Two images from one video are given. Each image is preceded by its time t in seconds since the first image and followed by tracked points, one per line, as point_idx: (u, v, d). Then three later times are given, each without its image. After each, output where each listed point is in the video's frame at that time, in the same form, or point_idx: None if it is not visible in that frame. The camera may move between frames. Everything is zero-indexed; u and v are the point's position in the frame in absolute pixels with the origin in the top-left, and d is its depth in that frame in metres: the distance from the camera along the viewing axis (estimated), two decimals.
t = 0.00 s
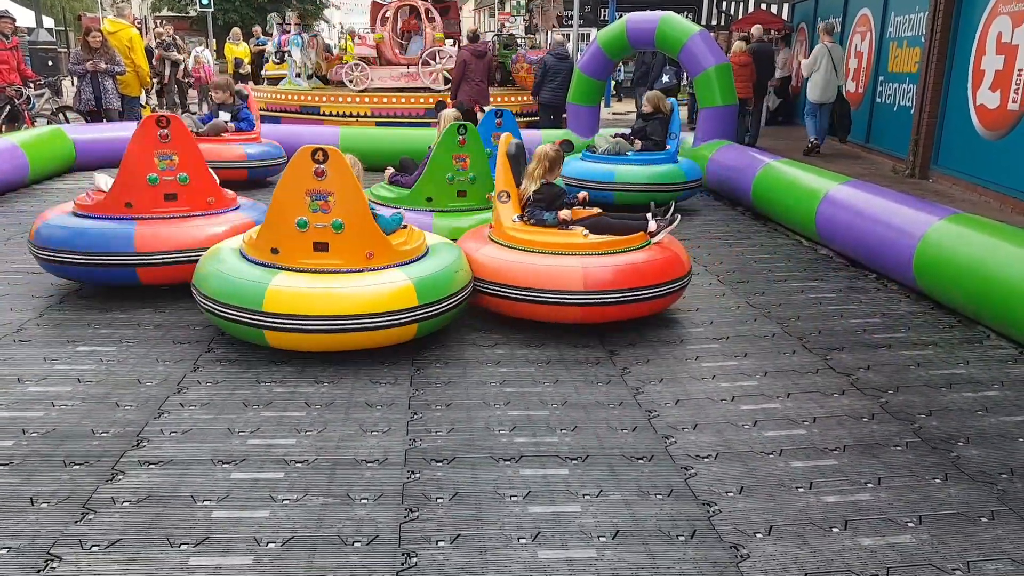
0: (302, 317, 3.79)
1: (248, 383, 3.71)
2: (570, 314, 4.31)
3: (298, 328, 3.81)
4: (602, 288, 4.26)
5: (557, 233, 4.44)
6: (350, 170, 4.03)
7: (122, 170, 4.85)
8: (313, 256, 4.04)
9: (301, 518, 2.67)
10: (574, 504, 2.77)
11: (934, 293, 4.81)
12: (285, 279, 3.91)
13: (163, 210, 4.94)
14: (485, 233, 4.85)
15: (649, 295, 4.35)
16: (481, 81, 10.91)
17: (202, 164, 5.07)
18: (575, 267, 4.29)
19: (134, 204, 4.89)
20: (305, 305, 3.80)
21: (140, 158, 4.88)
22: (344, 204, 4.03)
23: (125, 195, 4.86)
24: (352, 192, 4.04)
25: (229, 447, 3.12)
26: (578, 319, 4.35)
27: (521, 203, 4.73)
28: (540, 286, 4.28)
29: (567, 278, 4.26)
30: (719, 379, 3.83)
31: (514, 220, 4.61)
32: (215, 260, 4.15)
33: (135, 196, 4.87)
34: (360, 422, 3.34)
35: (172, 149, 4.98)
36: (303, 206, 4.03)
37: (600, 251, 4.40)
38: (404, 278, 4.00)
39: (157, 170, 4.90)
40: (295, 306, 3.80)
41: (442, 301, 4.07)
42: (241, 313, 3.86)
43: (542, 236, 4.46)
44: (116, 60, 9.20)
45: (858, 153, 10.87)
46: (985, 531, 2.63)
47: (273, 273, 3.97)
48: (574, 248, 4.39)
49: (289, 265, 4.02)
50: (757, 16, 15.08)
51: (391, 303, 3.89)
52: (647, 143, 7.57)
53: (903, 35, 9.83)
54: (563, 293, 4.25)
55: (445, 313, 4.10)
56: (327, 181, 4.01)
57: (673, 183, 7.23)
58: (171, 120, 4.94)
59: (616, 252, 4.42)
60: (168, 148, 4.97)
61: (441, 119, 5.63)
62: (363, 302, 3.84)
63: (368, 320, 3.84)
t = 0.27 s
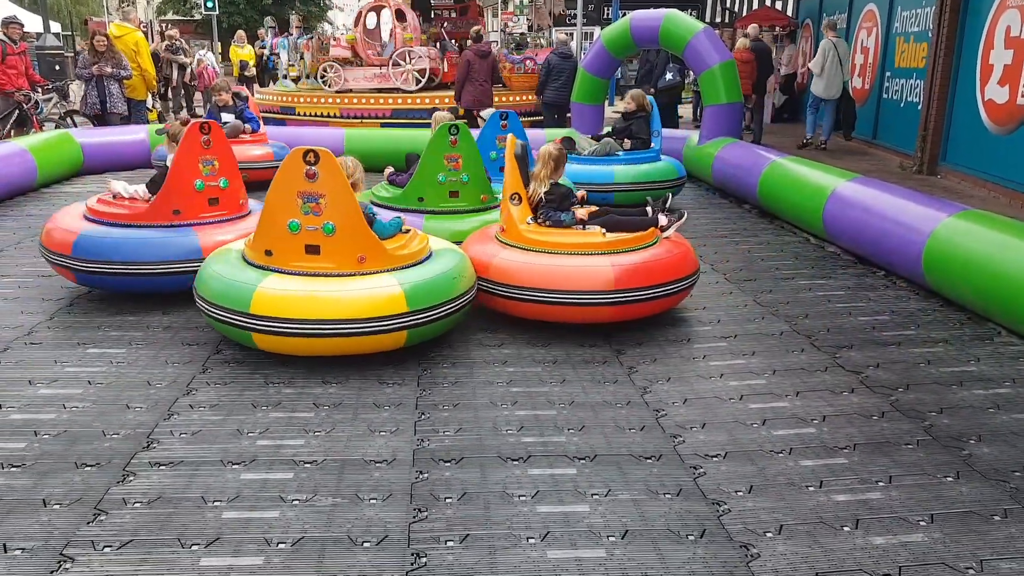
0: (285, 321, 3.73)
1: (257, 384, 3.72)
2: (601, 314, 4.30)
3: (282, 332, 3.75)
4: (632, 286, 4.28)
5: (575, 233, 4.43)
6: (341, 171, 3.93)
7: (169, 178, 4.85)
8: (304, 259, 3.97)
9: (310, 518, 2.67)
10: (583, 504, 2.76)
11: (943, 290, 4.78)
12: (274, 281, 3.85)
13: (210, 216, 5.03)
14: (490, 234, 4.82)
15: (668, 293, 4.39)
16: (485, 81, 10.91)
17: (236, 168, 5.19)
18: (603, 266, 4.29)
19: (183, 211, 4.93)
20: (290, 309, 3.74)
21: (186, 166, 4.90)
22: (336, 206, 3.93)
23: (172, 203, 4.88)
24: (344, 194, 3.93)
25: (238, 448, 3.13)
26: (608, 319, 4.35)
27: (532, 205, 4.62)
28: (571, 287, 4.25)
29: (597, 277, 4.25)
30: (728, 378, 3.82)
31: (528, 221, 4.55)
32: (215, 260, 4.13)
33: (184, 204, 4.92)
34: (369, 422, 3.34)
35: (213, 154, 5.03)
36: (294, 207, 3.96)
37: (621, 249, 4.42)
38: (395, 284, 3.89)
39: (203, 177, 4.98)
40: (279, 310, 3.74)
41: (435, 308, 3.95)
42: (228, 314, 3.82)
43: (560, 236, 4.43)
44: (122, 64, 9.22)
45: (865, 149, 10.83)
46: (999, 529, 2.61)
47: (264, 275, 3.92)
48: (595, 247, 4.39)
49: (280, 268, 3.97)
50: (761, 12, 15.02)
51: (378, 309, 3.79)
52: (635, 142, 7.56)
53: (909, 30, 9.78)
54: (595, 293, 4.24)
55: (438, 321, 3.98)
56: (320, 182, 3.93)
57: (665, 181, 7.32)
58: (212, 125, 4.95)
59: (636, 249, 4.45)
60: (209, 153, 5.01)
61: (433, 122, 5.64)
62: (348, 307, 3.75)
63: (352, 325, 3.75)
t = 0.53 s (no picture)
0: (283, 325, 3.72)
1: (264, 385, 3.73)
2: (624, 315, 4.31)
3: (280, 336, 3.74)
4: (655, 285, 4.30)
5: (592, 235, 4.43)
6: (341, 174, 3.88)
7: (189, 180, 4.88)
8: (304, 262, 3.94)
9: (317, 520, 2.67)
10: (590, 506, 2.76)
11: (950, 293, 4.77)
12: (273, 285, 3.84)
13: (227, 217, 5.07)
14: (500, 237, 4.82)
15: (683, 294, 4.41)
16: (490, 83, 10.92)
17: (249, 169, 5.24)
18: (624, 267, 4.30)
19: (202, 212, 4.97)
20: (288, 312, 3.73)
21: (204, 167, 4.93)
22: (337, 210, 3.90)
23: (192, 204, 4.91)
24: (344, 197, 3.89)
25: (246, 450, 3.13)
26: (630, 320, 4.36)
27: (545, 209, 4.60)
28: (595, 289, 4.24)
29: (620, 278, 4.26)
30: (734, 380, 3.81)
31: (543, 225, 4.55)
32: (219, 263, 4.13)
33: (202, 205, 4.96)
34: (375, 424, 3.35)
35: (227, 155, 5.07)
36: (294, 210, 3.92)
37: (637, 250, 4.44)
38: (395, 290, 3.86)
39: (220, 178, 5.02)
40: (277, 313, 3.74)
41: (436, 314, 3.92)
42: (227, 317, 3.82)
43: (579, 239, 4.43)
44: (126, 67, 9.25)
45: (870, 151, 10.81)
46: (1006, 531, 2.60)
47: (264, 279, 3.91)
48: (613, 249, 4.40)
49: (281, 271, 3.95)
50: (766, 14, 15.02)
51: (376, 315, 3.76)
52: (626, 144, 7.49)
53: (915, 32, 9.77)
54: (619, 294, 4.24)
55: (437, 327, 3.95)
56: (320, 185, 3.89)
57: (660, 184, 7.41)
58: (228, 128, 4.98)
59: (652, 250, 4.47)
60: (224, 154, 5.05)
61: (442, 125, 5.52)
62: (346, 312, 3.73)
63: (350, 330, 3.73)
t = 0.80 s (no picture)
0: (289, 334, 3.63)
1: (267, 385, 3.73)
2: (635, 315, 4.32)
3: (285, 345, 3.64)
4: (665, 286, 4.32)
5: (601, 236, 4.44)
6: (345, 177, 3.83)
7: (184, 178, 4.90)
8: (306, 269, 3.86)
9: (321, 518, 2.69)
10: (592, 505, 2.77)
11: (953, 294, 4.76)
12: (276, 293, 3.74)
13: (221, 216, 5.08)
14: (506, 237, 4.82)
15: (691, 295, 4.42)
16: (493, 84, 10.93)
17: (244, 168, 5.25)
18: (635, 268, 4.31)
19: (196, 210, 4.98)
20: (293, 321, 3.63)
21: (199, 166, 4.94)
22: (341, 214, 3.84)
23: (185, 202, 4.93)
24: (348, 201, 3.83)
25: (249, 449, 3.14)
26: (640, 320, 4.37)
27: (554, 209, 4.60)
28: (607, 290, 4.25)
29: (632, 279, 4.27)
30: (737, 381, 3.82)
31: (552, 225, 4.55)
32: (213, 271, 4.00)
33: (197, 203, 4.98)
34: (379, 423, 3.36)
35: (224, 155, 5.08)
36: (296, 215, 3.84)
37: (647, 251, 4.45)
38: (401, 295, 3.80)
39: (215, 176, 5.04)
40: (282, 322, 3.64)
41: (443, 319, 3.87)
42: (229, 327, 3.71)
43: (589, 239, 4.43)
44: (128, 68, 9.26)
45: (874, 152, 10.82)
46: (1008, 532, 2.60)
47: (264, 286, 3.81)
48: (623, 249, 4.41)
49: (281, 278, 3.85)
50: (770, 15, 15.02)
51: (384, 321, 3.70)
52: (638, 145, 7.50)
53: (919, 33, 9.76)
54: (631, 294, 4.25)
55: (444, 332, 3.90)
56: (323, 189, 3.82)
57: (670, 185, 7.40)
58: (225, 127, 4.99)
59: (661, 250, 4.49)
60: (221, 153, 5.06)
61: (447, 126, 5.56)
62: (354, 319, 3.66)
63: (359, 338, 3.65)
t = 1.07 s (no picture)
0: (290, 351, 3.41)
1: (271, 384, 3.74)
2: (630, 315, 4.31)
3: (286, 363, 3.43)
4: (661, 286, 4.29)
5: (599, 235, 4.44)
6: (346, 184, 3.64)
7: (156, 178, 4.87)
8: (304, 281, 3.65)
9: (325, 517, 2.69)
10: (596, 504, 2.77)
11: (956, 290, 4.76)
12: (272, 308, 3.52)
13: (196, 218, 5.00)
14: (508, 235, 4.86)
15: (692, 295, 4.40)
16: (496, 83, 10.93)
17: (231, 170, 5.14)
18: (631, 268, 4.29)
19: (169, 212, 4.93)
20: (294, 337, 3.42)
21: (172, 167, 4.90)
22: (341, 224, 3.65)
23: (157, 204, 4.89)
24: (349, 211, 3.65)
25: (253, 448, 3.15)
26: (636, 320, 4.36)
27: (555, 207, 4.61)
28: (602, 289, 4.24)
29: (627, 279, 4.25)
30: (740, 380, 3.81)
31: (552, 224, 4.56)
32: (198, 286, 3.76)
33: (170, 203, 4.93)
34: (382, 423, 3.36)
35: (204, 155, 5.01)
36: (293, 225, 3.64)
37: (645, 251, 4.43)
38: (406, 307, 3.61)
39: (191, 177, 4.95)
40: (281, 339, 3.42)
41: (449, 331, 3.70)
42: (223, 346, 3.47)
43: (586, 239, 4.43)
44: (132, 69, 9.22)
45: (878, 151, 10.79)
46: (1014, 531, 2.60)
47: (260, 301, 3.59)
48: (621, 249, 4.39)
49: (276, 292, 3.64)
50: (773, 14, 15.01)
51: (390, 335, 3.51)
52: (645, 143, 7.51)
53: (922, 32, 9.75)
54: (626, 294, 4.24)
55: (450, 345, 3.72)
56: (322, 198, 3.63)
57: (677, 182, 7.41)
58: (202, 127, 4.91)
59: (660, 251, 4.46)
60: (200, 155, 4.99)
61: (448, 127, 5.54)
62: (359, 334, 3.46)
63: (364, 354, 3.45)
